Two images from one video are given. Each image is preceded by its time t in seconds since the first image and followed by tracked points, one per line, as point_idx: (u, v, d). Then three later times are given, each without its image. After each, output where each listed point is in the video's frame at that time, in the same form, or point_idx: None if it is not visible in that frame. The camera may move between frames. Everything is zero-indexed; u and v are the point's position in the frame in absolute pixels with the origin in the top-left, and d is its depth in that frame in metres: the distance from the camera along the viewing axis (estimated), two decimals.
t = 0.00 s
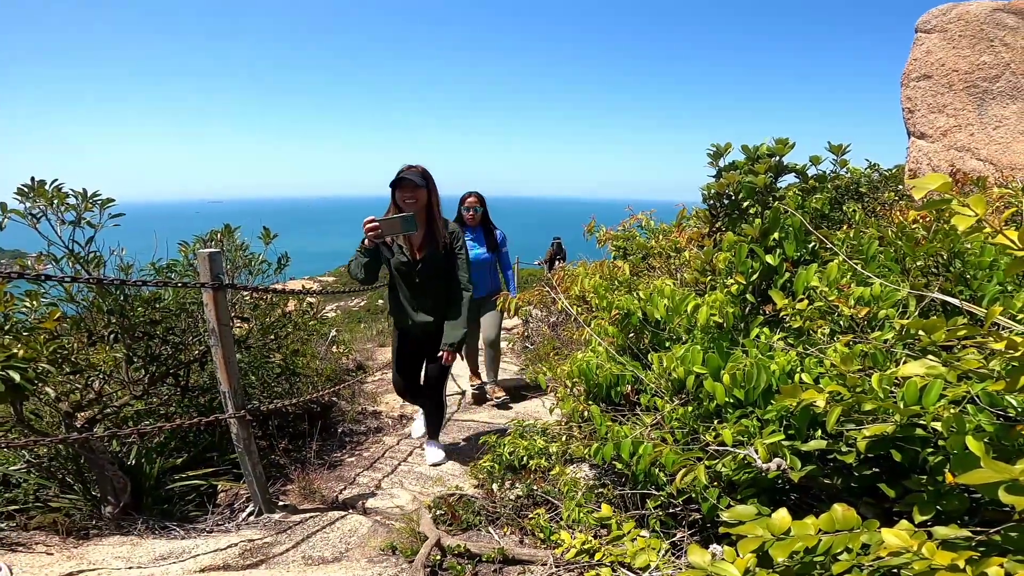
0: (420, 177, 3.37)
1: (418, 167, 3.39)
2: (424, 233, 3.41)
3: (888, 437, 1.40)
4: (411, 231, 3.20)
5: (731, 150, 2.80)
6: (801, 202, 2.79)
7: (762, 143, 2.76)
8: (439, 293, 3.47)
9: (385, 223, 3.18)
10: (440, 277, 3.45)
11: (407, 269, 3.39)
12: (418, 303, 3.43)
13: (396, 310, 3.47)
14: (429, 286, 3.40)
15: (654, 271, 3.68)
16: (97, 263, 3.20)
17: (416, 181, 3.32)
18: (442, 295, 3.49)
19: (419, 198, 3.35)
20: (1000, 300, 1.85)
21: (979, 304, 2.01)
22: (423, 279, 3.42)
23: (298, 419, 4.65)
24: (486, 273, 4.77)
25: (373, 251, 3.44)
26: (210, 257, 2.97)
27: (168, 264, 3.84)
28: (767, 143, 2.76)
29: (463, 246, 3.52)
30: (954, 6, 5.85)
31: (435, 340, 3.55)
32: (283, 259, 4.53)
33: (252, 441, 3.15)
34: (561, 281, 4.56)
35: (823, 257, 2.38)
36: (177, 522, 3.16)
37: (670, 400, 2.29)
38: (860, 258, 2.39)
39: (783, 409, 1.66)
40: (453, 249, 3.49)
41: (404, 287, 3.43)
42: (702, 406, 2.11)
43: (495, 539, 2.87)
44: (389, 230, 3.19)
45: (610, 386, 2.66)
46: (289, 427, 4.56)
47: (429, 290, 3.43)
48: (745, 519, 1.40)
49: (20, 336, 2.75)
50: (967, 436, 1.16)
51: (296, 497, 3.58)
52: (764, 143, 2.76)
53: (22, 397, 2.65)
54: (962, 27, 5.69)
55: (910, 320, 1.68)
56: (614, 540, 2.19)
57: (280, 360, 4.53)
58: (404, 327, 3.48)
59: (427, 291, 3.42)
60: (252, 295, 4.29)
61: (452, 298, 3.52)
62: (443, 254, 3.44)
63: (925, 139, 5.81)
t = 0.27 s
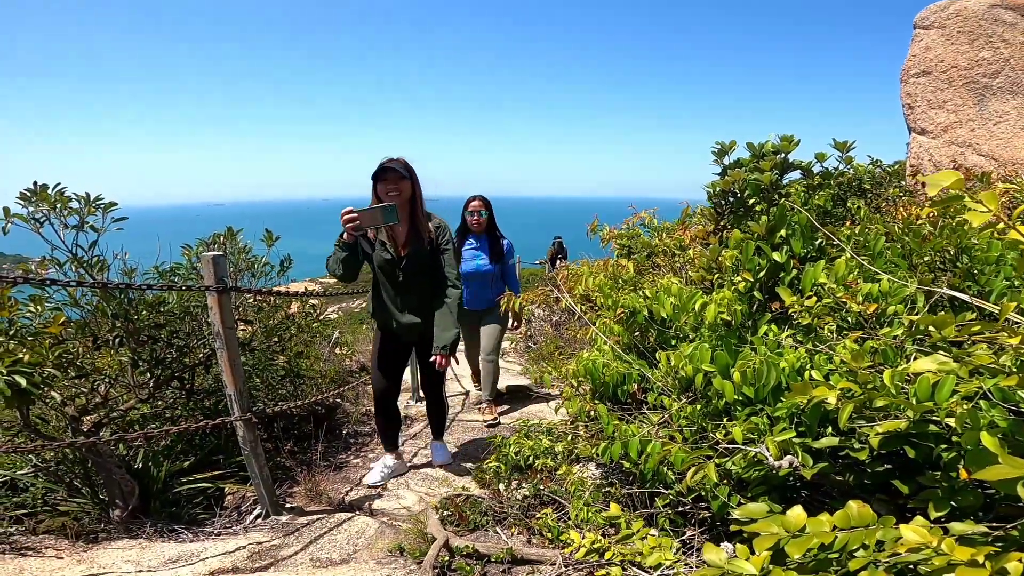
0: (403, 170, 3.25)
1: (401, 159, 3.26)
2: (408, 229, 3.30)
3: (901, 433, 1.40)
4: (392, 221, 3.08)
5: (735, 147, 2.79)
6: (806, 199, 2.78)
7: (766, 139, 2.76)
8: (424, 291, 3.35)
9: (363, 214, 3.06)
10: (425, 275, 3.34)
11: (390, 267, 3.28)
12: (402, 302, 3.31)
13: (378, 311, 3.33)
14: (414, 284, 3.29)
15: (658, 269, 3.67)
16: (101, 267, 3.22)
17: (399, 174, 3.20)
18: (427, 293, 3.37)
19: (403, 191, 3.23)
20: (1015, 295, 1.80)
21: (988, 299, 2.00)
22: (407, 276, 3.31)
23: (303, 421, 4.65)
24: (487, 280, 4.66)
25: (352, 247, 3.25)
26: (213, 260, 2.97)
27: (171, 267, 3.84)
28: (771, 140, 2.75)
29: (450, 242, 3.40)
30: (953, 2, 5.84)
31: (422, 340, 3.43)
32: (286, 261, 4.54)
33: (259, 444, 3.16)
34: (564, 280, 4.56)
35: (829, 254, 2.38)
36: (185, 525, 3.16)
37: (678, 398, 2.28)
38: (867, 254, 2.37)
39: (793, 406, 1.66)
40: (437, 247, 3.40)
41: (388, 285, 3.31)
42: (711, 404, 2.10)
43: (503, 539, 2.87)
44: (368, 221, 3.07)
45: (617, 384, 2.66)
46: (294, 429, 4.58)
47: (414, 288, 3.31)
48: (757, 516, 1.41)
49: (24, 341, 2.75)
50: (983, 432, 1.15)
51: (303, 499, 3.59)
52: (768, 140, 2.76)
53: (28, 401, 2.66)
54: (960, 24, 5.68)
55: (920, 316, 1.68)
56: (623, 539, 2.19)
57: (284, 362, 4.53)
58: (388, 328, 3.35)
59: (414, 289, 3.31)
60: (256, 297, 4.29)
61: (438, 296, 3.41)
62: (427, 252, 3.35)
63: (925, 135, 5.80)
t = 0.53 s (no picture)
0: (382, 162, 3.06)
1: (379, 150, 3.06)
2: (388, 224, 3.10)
3: (910, 426, 1.40)
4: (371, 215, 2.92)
5: (737, 142, 2.78)
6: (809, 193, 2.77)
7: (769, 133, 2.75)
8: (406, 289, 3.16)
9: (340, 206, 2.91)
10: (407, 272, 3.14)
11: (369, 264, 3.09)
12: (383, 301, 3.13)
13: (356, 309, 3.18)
14: (395, 282, 3.10)
15: (662, 265, 3.67)
16: (105, 269, 3.22)
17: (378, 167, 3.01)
18: (408, 290, 3.17)
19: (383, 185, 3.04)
20: None
21: (993, 292, 2.00)
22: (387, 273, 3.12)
23: (309, 420, 4.67)
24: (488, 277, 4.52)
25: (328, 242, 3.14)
26: (217, 262, 2.98)
27: (176, 268, 3.85)
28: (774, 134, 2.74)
29: (431, 236, 3.19)
30: None
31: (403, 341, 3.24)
32: (289, 261, 4.55)
33: (266, 444, 3.17)
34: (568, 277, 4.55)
35: (834, 247, 2.38)
36: (195, 525, 3.18)
37: (684, 393, 2.29)
38: (871, 246, 2.37)
39: (800, 400, 1.65)
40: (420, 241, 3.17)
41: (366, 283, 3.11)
42: (717, 398, 2.10)
43: (510, 537, 2.88)
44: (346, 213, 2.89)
45: (622, 380, 2.65)
46: (300, 428, 4.60)
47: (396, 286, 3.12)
48: (766, 511, 1.41)
49: (32, 343, 2.76)
50: (992, 425, 1.15)
51: (310, 498, 3.61)
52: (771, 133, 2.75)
53: (37, 403, 2.68)
54: (959, 16, 5.65)
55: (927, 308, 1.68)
56: (631, 535, 2.19)
57: (289, 362, 4.54)
58: (369, 327, 3.18)
59: (395, 288, 3.12)
60: (260, 298, 4.30)
61: (422, 293, 3.23)
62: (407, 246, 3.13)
63: (927, 128, 5.76)
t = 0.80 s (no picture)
0: (357, 165, 2.99)
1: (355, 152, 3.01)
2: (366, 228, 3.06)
3: (901, 426, 1.41)
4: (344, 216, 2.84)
5: (728, 142, 2.79)
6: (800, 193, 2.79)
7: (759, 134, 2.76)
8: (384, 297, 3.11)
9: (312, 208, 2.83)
10: (387, 277, 3.10)
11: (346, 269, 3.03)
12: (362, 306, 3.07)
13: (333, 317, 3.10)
14: (374, 287, 3.05)
15: (655, 265, 3.67)
16: (94, 272, 3.18)
17: (355, 170, 2.95)
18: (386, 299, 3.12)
19: (360, 189, 2.98)
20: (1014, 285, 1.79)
21: (982, 290, 2.02)
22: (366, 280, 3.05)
23: (303, 423, 4.65)
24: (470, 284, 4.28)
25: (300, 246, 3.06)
26: (207, 266, 2.96)
27: (166, 271, 3.83)
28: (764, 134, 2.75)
29: (412, 243, 3.20)
30: None
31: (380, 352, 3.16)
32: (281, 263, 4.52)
33: (259, 447, 3.15)
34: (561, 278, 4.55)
35: (825, 247, 2.39)
36: (187, 529, 3.16)
37: (677, 394, 2.29)
38: (861, 246, 2.37)
39: (792, 400, 1.66)
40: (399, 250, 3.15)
41: (344, 289, 3.06)
42: (710, 399, 2.11)
43: (505, 538, 2.88)
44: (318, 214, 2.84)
45: (615, 381, 2.65)
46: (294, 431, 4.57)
47: (375, 291, 3.07)
48: (759, 512, 1.42)
49: (21, 348, 2.75)
50: (982, 425, 1.16)
51: (304, 501, 3.59)
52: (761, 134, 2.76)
53: (27, 408, 2.66)
54: (947, 16, 5.70)
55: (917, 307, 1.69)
56: (625, 536, 2.19)
57: (282, 365, 4.52)
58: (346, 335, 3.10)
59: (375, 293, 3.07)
60: (252, 300, 4.28)
61: (403, 299, 3.19)
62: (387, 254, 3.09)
63: (917, 128, 5.80)
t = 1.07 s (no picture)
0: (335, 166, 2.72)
1: (335, 151, 2.73)
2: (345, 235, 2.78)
3: (903, 426, 1.40)
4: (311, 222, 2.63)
5: (731, 143, 2.79)
6: (802, 194, 2.79)
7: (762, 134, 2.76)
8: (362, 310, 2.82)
9: (273, 212, 2.62)
10: (367, 288, 2.81)
11: (322, 278, 2.78)
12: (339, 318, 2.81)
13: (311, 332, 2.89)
14: (349, 299, 2.78)
15: (657, 266, 3.67)
16: (97, 272, 3.19)
17: (331, 175, 2.66)
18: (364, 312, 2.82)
19: (338, 195, 2.71)
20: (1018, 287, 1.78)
21: (985, 291, 2.02)
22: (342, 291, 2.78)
23: (304, 423, 4.65)
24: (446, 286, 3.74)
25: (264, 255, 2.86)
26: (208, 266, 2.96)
27: (168, 271, 3.83)
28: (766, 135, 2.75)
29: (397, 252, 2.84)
30: None
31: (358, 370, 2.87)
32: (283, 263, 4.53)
33: (261, 446, 3.15)
34: (562, 278, 4.55)
35: (827, 248, 2.39)
36: (189, 528, 3.16)
37: (679, 394, 2.29)
38: (864, 247, 2.38)
39: (794, 401, 1.66)
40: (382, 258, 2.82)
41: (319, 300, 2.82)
42: (712, 400, 2.10)
43: (507, 539, 2.88)
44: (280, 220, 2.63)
45: (617, 382, 2.65)
46: (296, 431, 4.58)
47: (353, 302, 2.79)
48: (760, 512, 1.42)
49: (24, 347, 2.75)
50: (985, 426, 1.16)
51: (306, 501, 3.60)
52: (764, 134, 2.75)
53: (30, 407, 2.67)
54: (950, 17, 5.69)
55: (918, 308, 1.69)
56: (627, 537, 2.19)
57: (284, 365, 4.52)
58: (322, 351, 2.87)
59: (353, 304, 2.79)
60: (254, 300, 4.29)
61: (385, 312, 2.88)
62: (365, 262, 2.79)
63: (920, 129, 5.80)
